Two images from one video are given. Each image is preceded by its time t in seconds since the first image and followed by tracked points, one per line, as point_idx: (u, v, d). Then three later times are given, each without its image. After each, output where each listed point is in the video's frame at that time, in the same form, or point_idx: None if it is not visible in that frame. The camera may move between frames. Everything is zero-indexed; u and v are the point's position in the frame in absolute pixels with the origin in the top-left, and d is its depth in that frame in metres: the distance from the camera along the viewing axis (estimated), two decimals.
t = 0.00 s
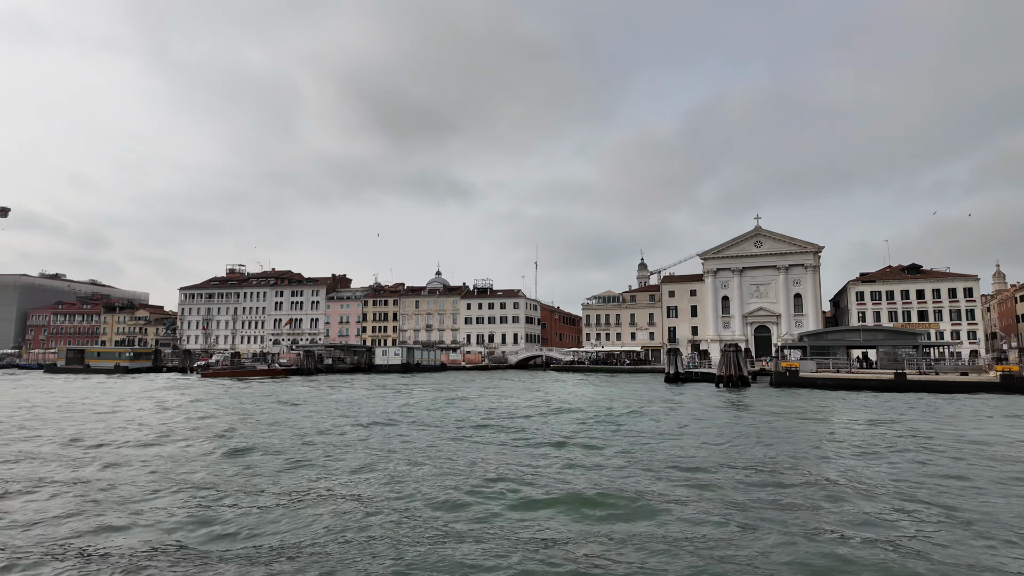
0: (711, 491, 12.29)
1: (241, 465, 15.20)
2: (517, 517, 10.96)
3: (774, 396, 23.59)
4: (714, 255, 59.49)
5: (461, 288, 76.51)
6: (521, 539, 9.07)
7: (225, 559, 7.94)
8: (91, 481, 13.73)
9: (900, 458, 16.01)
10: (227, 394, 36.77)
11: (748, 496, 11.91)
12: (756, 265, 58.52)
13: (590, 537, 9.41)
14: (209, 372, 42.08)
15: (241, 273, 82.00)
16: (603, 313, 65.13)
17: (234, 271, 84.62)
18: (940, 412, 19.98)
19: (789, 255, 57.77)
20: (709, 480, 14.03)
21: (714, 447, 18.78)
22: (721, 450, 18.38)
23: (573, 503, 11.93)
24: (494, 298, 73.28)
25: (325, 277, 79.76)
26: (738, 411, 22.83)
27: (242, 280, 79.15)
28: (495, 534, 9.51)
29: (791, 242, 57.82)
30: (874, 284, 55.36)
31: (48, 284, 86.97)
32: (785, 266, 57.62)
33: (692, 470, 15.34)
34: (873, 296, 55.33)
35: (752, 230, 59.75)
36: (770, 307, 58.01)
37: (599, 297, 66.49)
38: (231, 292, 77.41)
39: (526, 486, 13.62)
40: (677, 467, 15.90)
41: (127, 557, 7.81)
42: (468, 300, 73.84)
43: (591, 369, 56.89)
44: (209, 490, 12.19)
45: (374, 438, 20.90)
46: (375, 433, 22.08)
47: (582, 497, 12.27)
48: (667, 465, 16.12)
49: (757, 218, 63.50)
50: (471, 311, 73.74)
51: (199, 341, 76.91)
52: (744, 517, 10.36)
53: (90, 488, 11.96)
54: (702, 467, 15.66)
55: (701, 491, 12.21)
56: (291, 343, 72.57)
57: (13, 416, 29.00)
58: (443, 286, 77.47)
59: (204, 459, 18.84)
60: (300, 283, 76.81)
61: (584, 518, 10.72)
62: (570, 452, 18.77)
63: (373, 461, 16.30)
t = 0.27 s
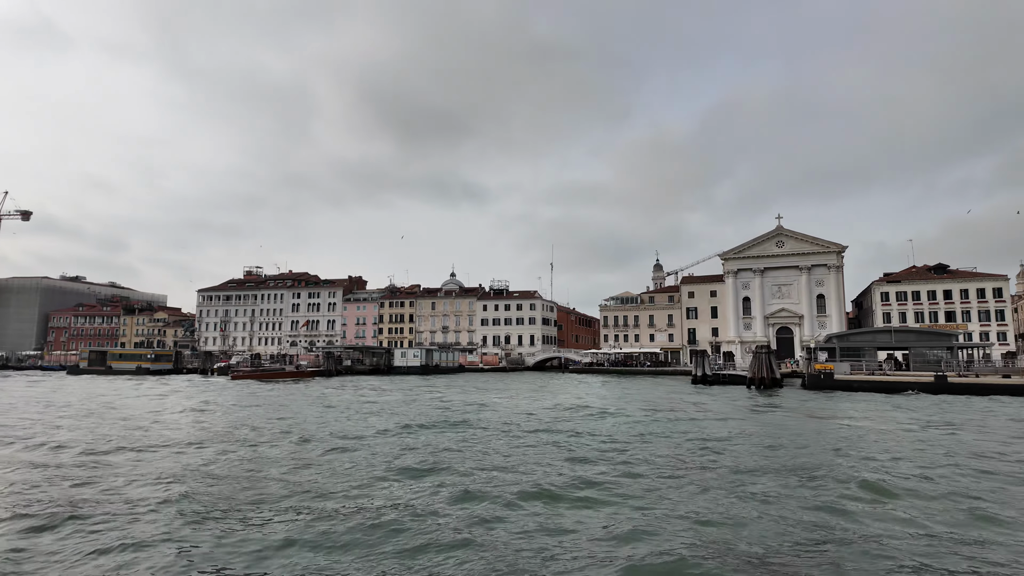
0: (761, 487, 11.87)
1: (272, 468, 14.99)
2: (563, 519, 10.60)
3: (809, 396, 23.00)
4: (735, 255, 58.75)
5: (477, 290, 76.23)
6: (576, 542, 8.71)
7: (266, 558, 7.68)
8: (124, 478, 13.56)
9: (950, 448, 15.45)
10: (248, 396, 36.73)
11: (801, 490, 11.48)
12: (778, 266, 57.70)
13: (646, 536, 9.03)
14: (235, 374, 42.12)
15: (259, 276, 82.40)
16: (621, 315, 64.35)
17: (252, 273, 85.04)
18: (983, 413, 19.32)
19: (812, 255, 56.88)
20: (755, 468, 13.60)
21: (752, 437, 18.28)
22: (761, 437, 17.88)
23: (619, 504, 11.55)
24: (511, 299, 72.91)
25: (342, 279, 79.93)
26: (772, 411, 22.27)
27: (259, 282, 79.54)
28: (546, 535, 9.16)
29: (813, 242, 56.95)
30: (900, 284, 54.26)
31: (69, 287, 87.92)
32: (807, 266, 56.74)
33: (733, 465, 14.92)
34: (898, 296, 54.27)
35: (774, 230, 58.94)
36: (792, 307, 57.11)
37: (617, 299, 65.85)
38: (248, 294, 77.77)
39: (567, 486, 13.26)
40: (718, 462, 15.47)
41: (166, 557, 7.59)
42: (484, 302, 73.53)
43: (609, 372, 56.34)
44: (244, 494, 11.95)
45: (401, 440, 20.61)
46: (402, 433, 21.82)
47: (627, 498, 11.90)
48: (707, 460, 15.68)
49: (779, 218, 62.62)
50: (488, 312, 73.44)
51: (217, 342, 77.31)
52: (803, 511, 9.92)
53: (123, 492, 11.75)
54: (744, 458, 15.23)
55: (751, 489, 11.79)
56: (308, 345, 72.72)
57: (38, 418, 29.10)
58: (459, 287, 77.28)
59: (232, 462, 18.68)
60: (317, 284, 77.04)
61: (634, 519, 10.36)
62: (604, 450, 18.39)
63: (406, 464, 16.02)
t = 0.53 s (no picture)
0: (803, 493, 11.47)
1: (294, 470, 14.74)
2: (602, 515, 10.27)
3: (837, 398, 22.48)
4: (749, 255, 58.20)
5: (487, 290, 75.86)
6: (620, 553, 8.37)
7: None
8: (146, 495, 13.37)
9: (991, 450, 14.96)
10: (261, 398, 36.53)
11: (847, 499, 11.07)
12: (793, 266, 57.09)
13: (694, 544, 8.66)
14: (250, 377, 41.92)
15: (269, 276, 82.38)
16: (633, 316, 63.72)
17: (261, 274, 84.99)
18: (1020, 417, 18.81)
19: (828, 255, 56.21)
20: (792, 477, 13.19)
21: (783, 438, 17.86)
22: (792, 441, 17.43)
23: (657, 502, 11.19)
24: (521, 299, 72.49)
25: (351, 280, 79.78)
26: (799, 413, 21.79)
27: (269, 283, 79.51)
28: (588, 542, 8.83)
29: (828, 241, 56.24)
30: (917, 284, 53.45)
31: (80, 287, 88.16)
32: (822, 266, 56.08)
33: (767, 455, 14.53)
34: (916, 296, 53.52)
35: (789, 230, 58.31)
36: (807, 308, 56.48)
37: (629, 299, 65.32)
38: (258, 295, 77.73)
39: (599, 484, 12.91)
40: (752, 460, 15.08)
41: None
42: (494, 302, 73.18)
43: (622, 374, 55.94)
44: (270, 503, 11.70)
45: (423, 442, 20.29)
46: (422, 432, 21.53)
47: (665, 496, 11.53)
48: (740, 459, 15.28)
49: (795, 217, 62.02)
50: (498, 313, 73.07)
51: (227, 343, 77.33)
52: (853, 520, 9.53)
53: (147, 513, 11.53)
54: (779, 461, 14.82)
55: (793, 493, 11.40)
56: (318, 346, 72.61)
57: (53, 420, 28.97)
58: (469, 287, 76.94)
59: (252, 466, 18.43)
60: (326, 285, 76.92)
61: (676, 519, 10.01)
62: (631, 450, 18.01)
63: (430, 458, 15.74)
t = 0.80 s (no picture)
0: (851, 487, 11.06)
1: (316, 500, 14.31)
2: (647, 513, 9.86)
3: (863, 400, 22.04)
4: (760, 254, 57.74)
5: (494, 290, 75.44)
6: (676, 556, 7.96)
7: None
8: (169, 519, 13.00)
9: None
10: (272, 400, 36.23)
11: (900, 493, 10.64)
12: (805, 265, 56.60)
13: (752, 546, 8.21)
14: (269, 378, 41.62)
15: (275, 276, 82.21)
16: (642, 316, 63.18)
17: (268, 274, 84.82)
18: None
19: (840, 254, 55.68)
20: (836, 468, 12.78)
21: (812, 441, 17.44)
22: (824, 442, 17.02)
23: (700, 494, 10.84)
24: (529, 299, 72.09)
25: (358, 280, 79.56)
26: (824, 416, 21.37)
27: (276, 283, 79.32)
28: (634, 541, 8.45)
29: (841, 240, 55.74)
30: (931, 283, 52.89)
31: (86, 288, 88.11)
32: (835, 265, 55.57)
33: (806, 445, 14.12)
34: (930, 295, 52.93)
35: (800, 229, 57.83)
36: (820, 307, 55.94)
37: (638, 299, 64.76)
38: (265, 295, 77.54)
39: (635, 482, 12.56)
40: (786, 451, 14.69)
41: None
42: (502, 302, 72.82)
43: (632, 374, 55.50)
44: (298, 537, 11.26)
45: (441, 452, 19.93)
46: (441, 446, 21.15)
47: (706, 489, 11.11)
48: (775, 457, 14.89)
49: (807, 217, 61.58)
50: (505, 313, 72.66)
51: (234, 344, 77.14)
52: (912, 518, 9.09)
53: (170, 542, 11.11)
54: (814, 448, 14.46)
55: (841, 489, 10.97)
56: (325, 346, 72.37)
57: (64, 423, 28.69)
58: (476, 287, 76.58)
59: (270, 471, 18.05)
60: (333, 285, 76.73)
61: (726, 515, 9.60)
62: (657, 452, 17.61)
63: (452, 484, 15.24)
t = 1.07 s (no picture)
0: (897, 488, 10.63)
1: (333, 497, 13.87)
2: (689, 517, 9.42)
3: (888, 401, 21.59)
4: (770, 254, 57.32)
5: (500, 290, 75.06)
6: (729, 556, 7.50)
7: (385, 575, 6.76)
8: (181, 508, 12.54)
9: None
10: (280, 400, 35.89)
11: (951, 496, 10.17)
12: (815, 265, 56.13)
13: (809, 552, 7.74)
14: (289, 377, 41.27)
15: (280, 276, 81.93)
16: (650, 316, 62.65)
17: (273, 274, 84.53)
18: None
19: (852, 254, 55.16)
20: (876, 473, 12.32)
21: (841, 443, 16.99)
22: (853, 447, 16.59)
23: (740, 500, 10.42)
24: (536, 299, 71.68)
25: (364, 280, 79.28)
26: (848, 418, 20.92)
27: (281, 283, 79.07)
28: (679, 540, 8.06)
29: (852, 240, 55.21)
30: (944, 283, 52.34)
31: (91, 288, 87.93)
32: (846, 265, 55.06)
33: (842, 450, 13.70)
34: (943, 296, 52.37)
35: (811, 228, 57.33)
36: (830, 308, 55.44)
37: (646, 299, 64.22)
38: (270, 295, 77.26)
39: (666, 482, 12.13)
40: (819, 458, 14.25)
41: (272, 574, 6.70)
42: (509, 302, 72.43)
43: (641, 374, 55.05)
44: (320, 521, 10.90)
45: (459, 454, 19.51)
46: (456, 451, 20.73)
47: (746, 494, 10.69)
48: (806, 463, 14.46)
49: (817, 216, 61.19)
50: (512, 313, 72.28)
51: (239, 344, 76.87)
52: (971, 521, 8.67)
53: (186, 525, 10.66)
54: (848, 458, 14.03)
55: (888, 490, 10.54)
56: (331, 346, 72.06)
57: (71, 422, 28.34)
58: (482, 287, 76.21)
59: (284, 471, 17.65)
60: (339, 285, 76.46)
61: (773, 516, 9.18)
62: (681, 455, 17.18)
63: (472, 483, 14.83)
